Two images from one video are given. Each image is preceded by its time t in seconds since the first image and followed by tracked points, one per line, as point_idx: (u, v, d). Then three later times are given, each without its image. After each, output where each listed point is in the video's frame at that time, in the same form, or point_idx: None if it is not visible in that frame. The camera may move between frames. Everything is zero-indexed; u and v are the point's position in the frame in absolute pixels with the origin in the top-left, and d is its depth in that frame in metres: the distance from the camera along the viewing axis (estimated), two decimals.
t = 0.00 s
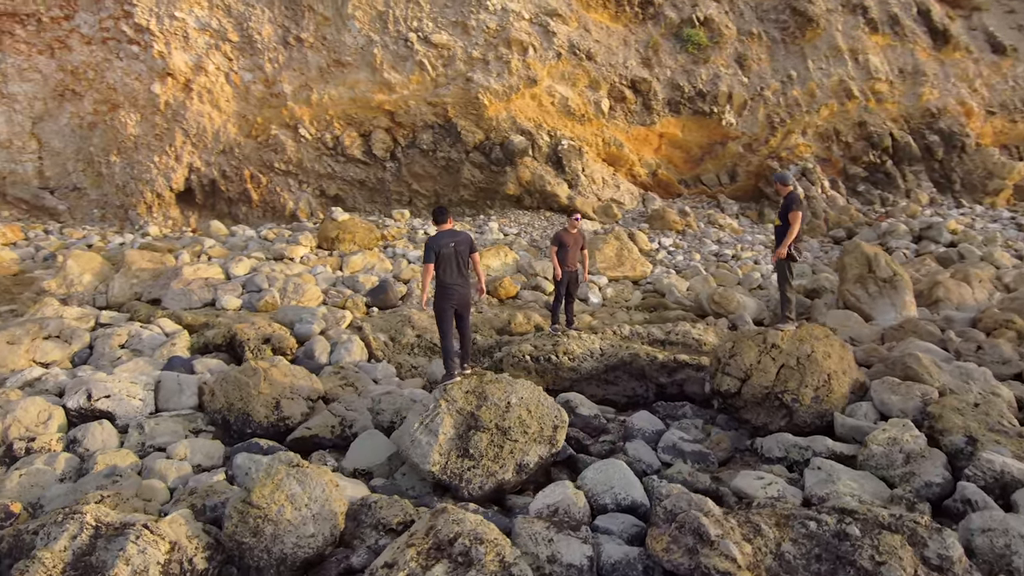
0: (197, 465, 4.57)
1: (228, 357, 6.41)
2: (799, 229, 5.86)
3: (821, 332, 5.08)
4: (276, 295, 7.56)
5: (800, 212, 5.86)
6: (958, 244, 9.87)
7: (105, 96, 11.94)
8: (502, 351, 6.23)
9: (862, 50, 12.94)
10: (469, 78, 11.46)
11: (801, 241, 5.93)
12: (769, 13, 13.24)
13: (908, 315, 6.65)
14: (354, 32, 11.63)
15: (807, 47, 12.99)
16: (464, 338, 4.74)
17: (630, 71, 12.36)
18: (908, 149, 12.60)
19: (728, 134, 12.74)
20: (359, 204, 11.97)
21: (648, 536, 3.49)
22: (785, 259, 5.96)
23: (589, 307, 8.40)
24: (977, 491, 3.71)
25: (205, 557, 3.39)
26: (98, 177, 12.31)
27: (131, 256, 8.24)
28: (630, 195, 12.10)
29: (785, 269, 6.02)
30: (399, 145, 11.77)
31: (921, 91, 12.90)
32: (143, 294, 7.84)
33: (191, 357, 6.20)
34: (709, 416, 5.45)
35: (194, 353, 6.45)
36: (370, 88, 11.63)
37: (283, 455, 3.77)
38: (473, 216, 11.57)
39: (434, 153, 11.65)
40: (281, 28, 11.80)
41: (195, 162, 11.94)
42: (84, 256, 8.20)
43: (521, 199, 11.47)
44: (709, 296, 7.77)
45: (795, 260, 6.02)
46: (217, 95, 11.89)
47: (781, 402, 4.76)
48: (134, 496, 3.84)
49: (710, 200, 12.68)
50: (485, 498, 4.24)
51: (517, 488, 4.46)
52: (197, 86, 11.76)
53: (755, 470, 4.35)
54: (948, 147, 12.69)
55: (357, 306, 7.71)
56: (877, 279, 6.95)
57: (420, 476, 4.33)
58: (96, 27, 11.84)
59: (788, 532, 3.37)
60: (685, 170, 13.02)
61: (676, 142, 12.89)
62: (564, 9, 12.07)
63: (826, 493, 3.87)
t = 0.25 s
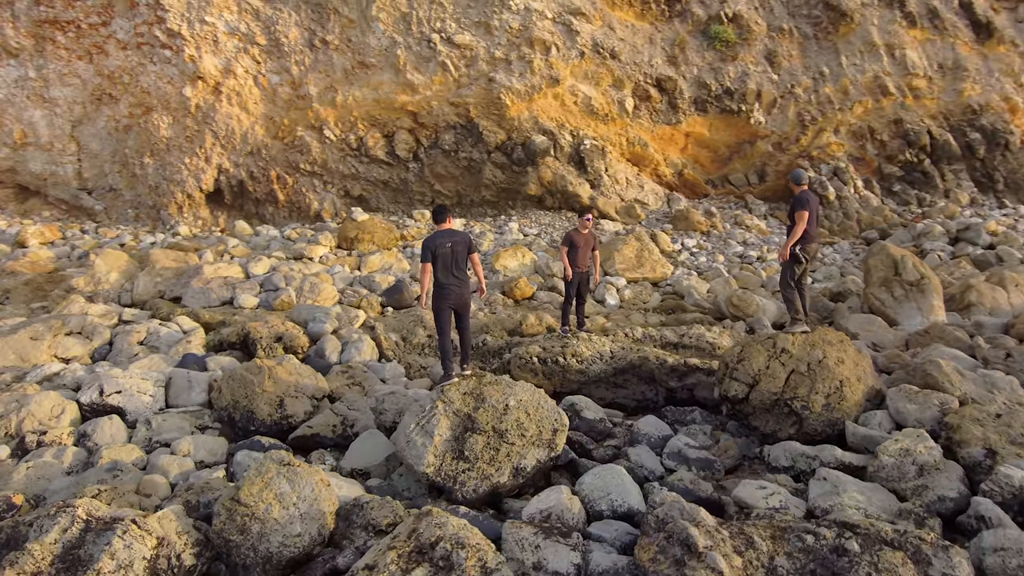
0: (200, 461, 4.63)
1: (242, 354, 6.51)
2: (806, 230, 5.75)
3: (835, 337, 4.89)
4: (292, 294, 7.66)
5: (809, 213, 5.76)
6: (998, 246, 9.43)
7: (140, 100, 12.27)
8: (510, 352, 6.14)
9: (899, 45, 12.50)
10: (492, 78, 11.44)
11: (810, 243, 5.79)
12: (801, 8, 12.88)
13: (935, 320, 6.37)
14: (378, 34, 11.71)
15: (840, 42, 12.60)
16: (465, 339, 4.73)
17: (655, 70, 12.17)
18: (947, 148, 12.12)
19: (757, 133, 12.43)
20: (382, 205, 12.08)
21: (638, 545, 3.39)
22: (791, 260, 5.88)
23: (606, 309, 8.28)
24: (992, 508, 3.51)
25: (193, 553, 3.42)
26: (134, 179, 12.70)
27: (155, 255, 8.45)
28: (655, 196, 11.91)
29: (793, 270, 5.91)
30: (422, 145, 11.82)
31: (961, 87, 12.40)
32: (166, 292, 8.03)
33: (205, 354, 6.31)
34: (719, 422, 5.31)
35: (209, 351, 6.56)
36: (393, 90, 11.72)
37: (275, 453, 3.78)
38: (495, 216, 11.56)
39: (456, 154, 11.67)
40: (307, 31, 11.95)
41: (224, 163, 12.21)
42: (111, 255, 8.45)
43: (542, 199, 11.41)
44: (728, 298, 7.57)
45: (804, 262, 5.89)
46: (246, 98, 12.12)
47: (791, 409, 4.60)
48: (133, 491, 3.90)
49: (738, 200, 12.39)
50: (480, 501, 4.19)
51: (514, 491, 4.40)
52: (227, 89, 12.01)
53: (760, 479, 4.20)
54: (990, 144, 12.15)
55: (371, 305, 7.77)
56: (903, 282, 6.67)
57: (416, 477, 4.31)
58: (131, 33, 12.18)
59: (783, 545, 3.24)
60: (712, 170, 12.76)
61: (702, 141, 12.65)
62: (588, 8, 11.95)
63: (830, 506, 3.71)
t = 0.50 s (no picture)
0: (203, 457, 4.69)
1: (255, 352, 6.59)
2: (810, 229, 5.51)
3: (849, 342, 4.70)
4: (308, 293, 7.75)
5: (815, 211, 5.52)
6: None
7: (172, 103, 12.60)
8: (518, 355, 6.08)
9: (937, 39, 12.04)
10: (514, 78, 11.40)
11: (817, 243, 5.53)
12: (833, 3, 12.50)
13: (964, 326, 6.09)
14: (402, 35, 11.77)
15: (875, 37, 12.20)
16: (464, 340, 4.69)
17: (681, 68, 11.96)
18: (988, 146, 11.61)
19: (786, 132, 12.10)
20: (405, 205, 12.16)
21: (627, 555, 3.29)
22: (796, 260, 5.67)
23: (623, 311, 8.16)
24: (1006, 527, 3.31)
25: (183, 549, 3.46)
26: (167, 180, 13.03)
27: (179, 254, 8.65)
28: (679, 196, 11.70)
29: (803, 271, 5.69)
30: (444, 146, 11.83)
31: (1004, 82, 11.88)
32: (189, 290, 8.20)
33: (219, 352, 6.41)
34: (728, 429, 5.15)
35: (224, 349, 6.67)
36: (416, 91, 11.77)
37: (267, 452, 3.80)
38: (516, 216, 11.52)
39: (477, 154, 11.66)
40: (333, 34, 12.09)
41: (252, 164, 12.44)
42: (138, 254, 8.68)
43: (564, 200, 11.31)
44: (746, 300, 7.39)
45: (812, 263, 5.63)
46: (273, 100, 12.32)
47: (799, 417, 4.43)
48: (131, 486, 3.96)
49: (767, 201, 11.97)
50: (474, 504, 4.14)
51: (511, 495, 4.34)
52: (255, 92, 12.24)
53: (763, 489, 4.05)
54: None
55: (386, 305, 7.81)
56: (930, 285, 6.39)
57: (411, 479, 4.28)
58: (164, 38, 12.50)
59: (775, 559, 3.12)
60: (740, 170, 12.46)
61: (730, 141, 12.37)
62: (612, 6, 11.81)
63: (832, 518, 3.55)
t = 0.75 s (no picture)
0: (208, 453, 4.75)
1: (269, 350, 6.67)
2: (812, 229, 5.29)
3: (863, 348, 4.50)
4: (324, 292, 7.83)
5: (817, 211, 5.29)
6: None
7: (204, 106, 12.90)
8: (526, 356, 6.01)
9: (979, 32, 11.55)
10: (536, 78, 11.34)
11: (821, 244, 5.28)
12: None
13: (995, 332, 5.80)
14: (425, 36, 11.81)
15: (912, 32, 11.75)
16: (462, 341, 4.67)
17: (707, 65, 11.72)
18: None
19: (818, 130, 11.74)
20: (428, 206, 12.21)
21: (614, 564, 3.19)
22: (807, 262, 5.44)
23: (640, 313, 8.02)
24: (1021, 546, 3.12)
25: (174, 545, 3.50)
26: (198, 181, 13.34)
27: (203, 253, 8.83)
28: (705, 196, 11.46)
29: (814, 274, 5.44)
30: (466, 147, 11.84)
31: None
32: (211, 289, 8.36)
33: (233, 350, 6.51)
34: (738, 436, 4.99)
35: (239, 347, 6.77)
36: (439, 91, 11.80)
37: (260, 450, 3.82)
38: (538, 217, 11.45)
39: (499, 154, 11.64)
40: (358, 36, 12.20)
41: (279, 165, 12.64)
42: (163, 253, 8.89)
43: (586, 200, 11.19)
44: (766, 303, 7.21)
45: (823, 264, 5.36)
46: (300, 102, 12.50)
47: (808, 424, 4.26)
48: (132, 481, 4.03)
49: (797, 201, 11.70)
50: (468, 507, 4.09)
51: (508, 499, 4.28)
52: (282, 94, 12.43)
53: (766, 500, 3.91)
54: None
55: (401, 305, 7.84)
56: (959, 289, 6.13)
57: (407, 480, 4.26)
58: (196, 42, 12.78)
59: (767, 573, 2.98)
60: (770, 170, 12.15)
61: (759, 139, 12.07)
62: (637, 3, 11.64)
63: (834, 532, 3.40)
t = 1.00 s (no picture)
0: (213, 450, 4.82)
1: (282, 349, 6.75)
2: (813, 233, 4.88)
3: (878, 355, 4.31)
4: (340, 292, 7.90)
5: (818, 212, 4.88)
6: None
7: (234, 108, 13.17)
8: (535, 358, 5.94)
9: None
10: (559, 78, 11.25)
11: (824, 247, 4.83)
12: None
13: None
14: (449, 37, 11.82)
15: (952, 25, 11.29)
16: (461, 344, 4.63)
17: (735, 63, 11.45)
18: None
19: (850, 128, 11.37)
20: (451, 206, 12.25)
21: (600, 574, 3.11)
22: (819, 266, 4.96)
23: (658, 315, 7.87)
24: None
25: (167, 541, 3.54)
26: (229, 182, 13.63)
27: (226, 253, 9.01)
28: (731, 196, 11.21)
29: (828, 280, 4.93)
30: (489, 147, 11.87)
31: None
32: (232, 287, 8.52)
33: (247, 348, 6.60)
34: (747, 443, 4.84)
35: (255, 345, 6.86)
36: (462, 92, 11.80)
37: (255, 449, 3.85)
38: (560, 217, 11.38)
39: (522, 155, 11.60)
40: (383, 37, 12.29)
41: (306, 166, 12.81)
42: (189, 252, 9.09)
43: (608, 200, 11.07)
44: (786, 306, 7.07)
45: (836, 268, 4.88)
46: (326, 103, 12.64)
47: (817, 433, 4.10)
48: (133, 476, 4.10)
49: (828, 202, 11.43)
50: (463, 510, 4.05)
51: (504, 503, 4.22)
52: (309, 96, 12.60)
53: (767, 511, 3.77)
54: None
55: (416, 305, 7.86)
56: (990, 293, 5.87)
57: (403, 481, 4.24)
58: (227, 46, 13.04)
59: None
60: (800, 169, 11.83)
61: (788, 138, 11.76)
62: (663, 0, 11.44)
63: (835, 547, 3.25)
